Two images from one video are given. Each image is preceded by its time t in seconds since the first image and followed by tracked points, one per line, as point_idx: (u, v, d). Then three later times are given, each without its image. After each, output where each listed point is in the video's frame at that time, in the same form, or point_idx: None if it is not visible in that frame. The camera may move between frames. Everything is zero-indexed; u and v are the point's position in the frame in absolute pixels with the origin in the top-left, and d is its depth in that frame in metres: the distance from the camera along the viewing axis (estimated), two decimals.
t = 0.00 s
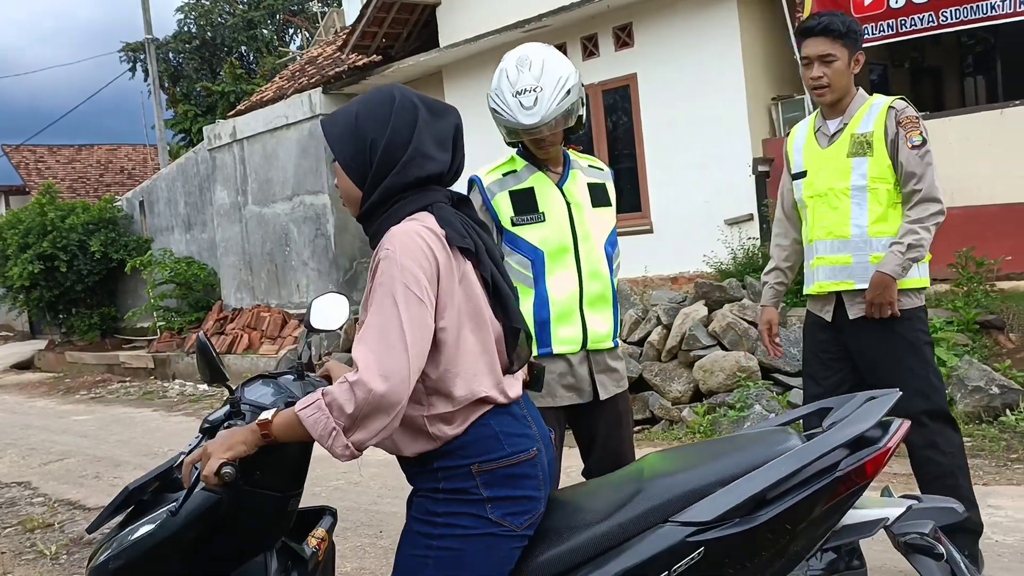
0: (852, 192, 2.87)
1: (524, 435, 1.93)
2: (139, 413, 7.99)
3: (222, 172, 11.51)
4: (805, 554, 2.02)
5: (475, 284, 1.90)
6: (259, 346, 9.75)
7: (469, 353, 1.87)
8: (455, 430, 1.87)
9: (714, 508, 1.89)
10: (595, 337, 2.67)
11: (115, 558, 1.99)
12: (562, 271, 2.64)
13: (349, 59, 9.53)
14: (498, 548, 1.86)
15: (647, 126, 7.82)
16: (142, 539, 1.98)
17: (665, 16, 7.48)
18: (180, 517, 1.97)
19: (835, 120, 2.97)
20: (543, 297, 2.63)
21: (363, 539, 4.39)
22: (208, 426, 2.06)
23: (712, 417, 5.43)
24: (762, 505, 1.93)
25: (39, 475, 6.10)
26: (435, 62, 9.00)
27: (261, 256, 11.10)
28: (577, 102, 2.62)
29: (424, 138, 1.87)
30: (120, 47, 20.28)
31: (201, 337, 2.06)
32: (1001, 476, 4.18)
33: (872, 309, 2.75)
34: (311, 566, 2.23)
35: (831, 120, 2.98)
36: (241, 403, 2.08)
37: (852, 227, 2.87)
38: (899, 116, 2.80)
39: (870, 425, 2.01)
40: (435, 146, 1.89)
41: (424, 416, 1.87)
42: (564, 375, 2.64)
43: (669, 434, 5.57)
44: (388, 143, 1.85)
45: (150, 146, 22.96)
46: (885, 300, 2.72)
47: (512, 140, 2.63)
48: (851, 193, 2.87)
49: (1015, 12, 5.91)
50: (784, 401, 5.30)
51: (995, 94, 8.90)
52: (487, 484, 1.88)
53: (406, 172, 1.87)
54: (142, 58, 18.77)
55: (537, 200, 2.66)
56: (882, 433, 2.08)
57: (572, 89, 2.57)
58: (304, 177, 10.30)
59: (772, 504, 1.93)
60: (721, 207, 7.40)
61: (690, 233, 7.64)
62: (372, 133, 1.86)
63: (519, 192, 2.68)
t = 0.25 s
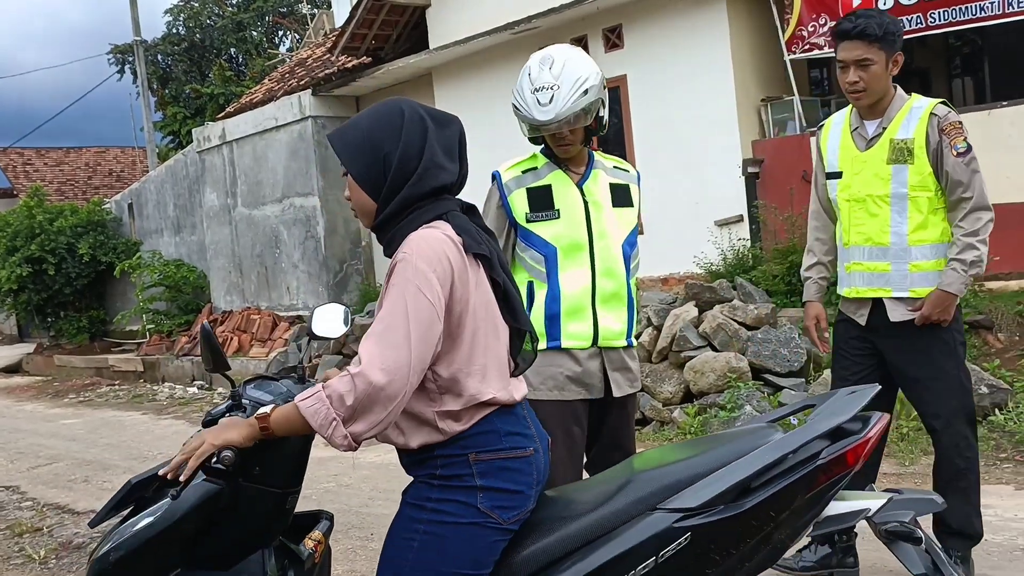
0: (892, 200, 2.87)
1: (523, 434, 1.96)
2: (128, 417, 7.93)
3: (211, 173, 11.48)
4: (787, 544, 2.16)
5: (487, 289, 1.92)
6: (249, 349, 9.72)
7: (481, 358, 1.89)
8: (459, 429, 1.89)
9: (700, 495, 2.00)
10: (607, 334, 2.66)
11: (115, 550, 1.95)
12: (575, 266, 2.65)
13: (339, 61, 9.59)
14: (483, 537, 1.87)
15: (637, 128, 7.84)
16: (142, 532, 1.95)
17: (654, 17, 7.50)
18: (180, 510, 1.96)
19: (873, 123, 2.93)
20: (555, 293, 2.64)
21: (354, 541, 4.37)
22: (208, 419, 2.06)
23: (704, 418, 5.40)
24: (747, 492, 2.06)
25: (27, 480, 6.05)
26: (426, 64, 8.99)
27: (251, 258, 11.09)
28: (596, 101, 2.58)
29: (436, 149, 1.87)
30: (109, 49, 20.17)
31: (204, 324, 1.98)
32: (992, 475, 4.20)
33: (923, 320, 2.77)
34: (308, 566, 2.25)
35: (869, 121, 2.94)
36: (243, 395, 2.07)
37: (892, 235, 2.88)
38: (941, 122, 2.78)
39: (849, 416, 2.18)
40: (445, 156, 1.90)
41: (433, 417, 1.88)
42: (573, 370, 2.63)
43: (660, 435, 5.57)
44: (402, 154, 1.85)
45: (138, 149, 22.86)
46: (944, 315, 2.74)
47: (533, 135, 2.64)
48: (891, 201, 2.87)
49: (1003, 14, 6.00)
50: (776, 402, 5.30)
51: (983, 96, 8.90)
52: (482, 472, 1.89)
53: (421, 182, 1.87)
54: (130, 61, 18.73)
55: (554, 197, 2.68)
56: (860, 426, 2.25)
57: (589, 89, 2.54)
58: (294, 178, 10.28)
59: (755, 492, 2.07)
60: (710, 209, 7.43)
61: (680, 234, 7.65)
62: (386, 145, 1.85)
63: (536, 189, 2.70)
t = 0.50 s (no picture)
0: (909, 202, 2.85)
1: (525, 437, 1.98)
2: (118, 422, 7.89)
3: (202, 178, 11.46)
4: (776, 540, 2.15)
5: (492, 290, 1.95)
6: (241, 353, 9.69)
7: (486, 357, 1.92)
8: (464, 428, 1.91)
9: (690, 489, 2.01)
10: (591, 340, 2.65)
11: (114, 545, 1.94)
12: (569, 272, 2.65)
13: (331, 65, 9.59)
14: (475, 536, 1.88)
15: (629, 132, 7.84)
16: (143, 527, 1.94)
17: (645, 21, 7.51)
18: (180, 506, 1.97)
19: (893, 123, 2.91)
20: (546, 295, 2.67)
21: (347, 546, 4.37)
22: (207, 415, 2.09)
23: (695, 421, 5.41)
24: (736, 487, 2.06)
25: (17, 486, 6.02)
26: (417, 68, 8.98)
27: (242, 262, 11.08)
28: (604, 107, 2.59)
29: (439, 152, 1.89)
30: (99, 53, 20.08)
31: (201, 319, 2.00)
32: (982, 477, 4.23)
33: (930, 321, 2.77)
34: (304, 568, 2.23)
35: (889, 121, 2.92)
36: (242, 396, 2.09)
37: (907, 236, 2.87)
38: (963, 125, 2.75)
39: (834, 414, 2.14)
40: (448, 158, 1.92)
41: (439, 415, 1.90)
42: (557, 370, 2.64)
43: (652, 438, 5.57)
44: (407, 159, 1.87)
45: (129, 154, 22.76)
46: (947, 313, 2.73)
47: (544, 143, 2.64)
48: (908, 202, 2.86)
49: (990, 19, 6.02)
50: (767, 405, 5.32)
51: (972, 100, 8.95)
52: (484, 472, 1.91)
53: (428, 186, 1.89)
54: (121, 65, 18.66)
55: (556, 201, 2.68)
56: (848, 424, 2.25)
57: (597, 96, 2.54)
58: (285, 183, 10.28)
59: (744, 486, 2.07)
60: (701, 213, 7.45)
61: (672, 238, 7.66)
62: (391, 150, 1.87)
63: (542, 191, 2.71)
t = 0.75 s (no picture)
0: (910, 203, 2.85)
1: (517, 445, 1.98)
2: (105, 429, 7.84)
3: (190, 183, 11.43)
4: (765, 538, 2.15)
5: (493, 297, 1.95)
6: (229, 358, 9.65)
7: (483, 364, 1.91)
8: (460, 434, 1.90)
9: (679, 486, 2.02)
10: (578, 342, 2.64)
11: (111, 544, 1.96)
12: (558, 275, 2.66)
13: (319, 71, 9.58)
14: (461, 542, 1.89)
15: (618, 137, 7.86)
16: (139, 524, 1.97)
17: (634, 27, 7.53)
18: (176, 502, 1.99)
19: (897, 126, 2.92)
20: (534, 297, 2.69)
21: (336, 552, 4.36)
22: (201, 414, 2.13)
23: (684, 426, 5.41)
24: (724, 484, 2.07)
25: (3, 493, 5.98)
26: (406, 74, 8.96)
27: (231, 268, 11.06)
28: (589, 113, 2.57)
29: (441, 155, 1.89)
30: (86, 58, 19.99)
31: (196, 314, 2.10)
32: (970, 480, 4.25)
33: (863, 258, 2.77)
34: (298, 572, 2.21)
35: (894, 125, 2.93)
36: (237, 392, 2.19)
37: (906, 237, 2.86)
38: (964, 129, 2.77)
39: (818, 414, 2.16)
40: (450, 160, 1.92)
41: (435, 422, 1.89)
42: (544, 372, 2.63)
43: (641, 443, 5.57)
44: (409, 162, 1.87)
45: (116, 159, 22.67)
46: (888, 259, 2.73)
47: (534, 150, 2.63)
48: (908, 204, 2.86)
49: (975, 26, 6.05)
50: (756, 409, 5.33)
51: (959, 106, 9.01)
52: (473, 479, 1.91)
53: (430, 190, 1.89)
54: (108, 70, 18.59)
55: (547, 206, 2.69)
56: (833, 424, 2.25)
57: (580, 103, 2.52)
58: (274, 189, 10.26)
59: (732, 484, 2.08)
60: (690, 218, 7.46)
61: (661, 243, 7.68)
62: (393, 153, 1.87)
63: (535, 196, 2.72)
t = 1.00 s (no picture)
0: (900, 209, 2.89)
1: (506, 451, 1.97)
2: (94, 435, 7.79)
3: (180, 189, 11.40)
4: (754, 541, 2.14)
5: (484, 302, 1.94)
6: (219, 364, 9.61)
7: (471, 370, 1.91)
8: (448, 441, 1.89)
9: (668, 488, 2.03)
10: (559, 346, 2.63)
11: (100, 548, 1.96)
12: (538, 281, 2.68)
13: (310, 76, 9.58)
14: (447, 546, 1.88)
15: (608, 143, 7.88)
16: (128, 528, 1.97)
17: (624, 32, 7.54)
18: (164, 503, 1.99)
19: (892, 133, 2.96)
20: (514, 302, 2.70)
21: (326, 558, 4.34)
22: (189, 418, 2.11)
23: (674, 431, 5.41)
24: (713, 487, 2.08)
25: None
26: (396, 79, 8.96)
27: (221, 273, 11.03)
28: (560, 119, 2.56)
29: (431, 159, 1.88)
30: (75, 63, 19.91)
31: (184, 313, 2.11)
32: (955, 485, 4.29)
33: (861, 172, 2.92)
34: None
35: (889, 132, 2.97)
36: (226, 393, 2.20)
37: (899, 242, 2.89)
38: (945, 133, 2.79)
39: (803, 418, 2.17)
40: (441, 165, 1.91)
41: (423, 427, 1.88)
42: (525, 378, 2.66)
43: (631, 448, 5.57)
44: (399, 166, 1.86)
45: (105, 164, 22.59)
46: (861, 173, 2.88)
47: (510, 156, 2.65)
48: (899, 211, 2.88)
49: (964, 32, 6.07)
50: (746, 413, 5.33)
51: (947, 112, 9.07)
52: (461, 484, 1.90)
53: (421, 193, 1.89)
54: (97, 75, 18.54)
55: (527, 212, 2.72)
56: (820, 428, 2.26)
57: (550, 110, 2.51)
58: (264, 194, 10.25)
59: (721, 486, 2.08)
60: (681, 223, 7.48)
61: (651, 248, 7.70)
62: (383, 158, 1.86)
63: (515, 203, 2.75)
